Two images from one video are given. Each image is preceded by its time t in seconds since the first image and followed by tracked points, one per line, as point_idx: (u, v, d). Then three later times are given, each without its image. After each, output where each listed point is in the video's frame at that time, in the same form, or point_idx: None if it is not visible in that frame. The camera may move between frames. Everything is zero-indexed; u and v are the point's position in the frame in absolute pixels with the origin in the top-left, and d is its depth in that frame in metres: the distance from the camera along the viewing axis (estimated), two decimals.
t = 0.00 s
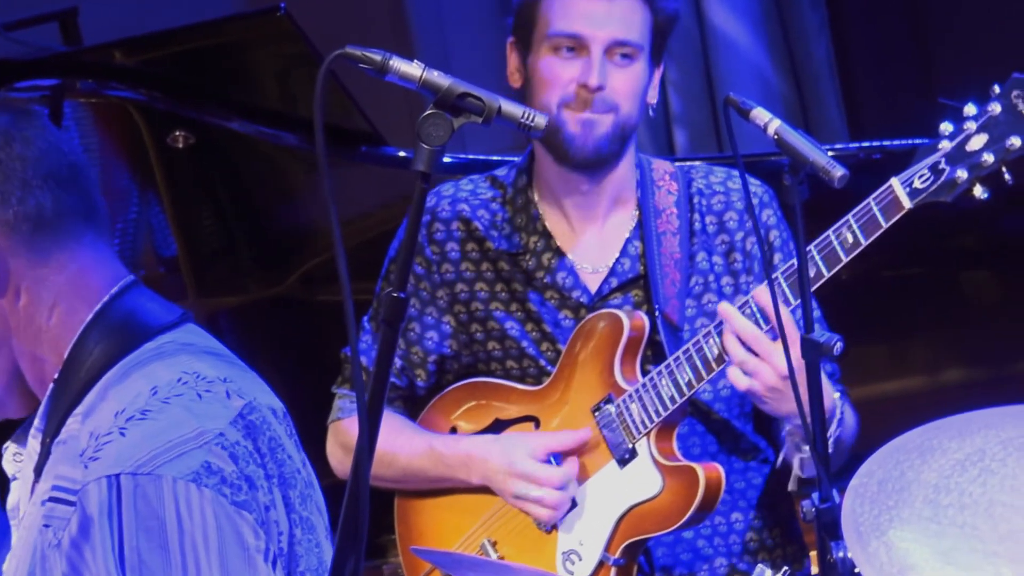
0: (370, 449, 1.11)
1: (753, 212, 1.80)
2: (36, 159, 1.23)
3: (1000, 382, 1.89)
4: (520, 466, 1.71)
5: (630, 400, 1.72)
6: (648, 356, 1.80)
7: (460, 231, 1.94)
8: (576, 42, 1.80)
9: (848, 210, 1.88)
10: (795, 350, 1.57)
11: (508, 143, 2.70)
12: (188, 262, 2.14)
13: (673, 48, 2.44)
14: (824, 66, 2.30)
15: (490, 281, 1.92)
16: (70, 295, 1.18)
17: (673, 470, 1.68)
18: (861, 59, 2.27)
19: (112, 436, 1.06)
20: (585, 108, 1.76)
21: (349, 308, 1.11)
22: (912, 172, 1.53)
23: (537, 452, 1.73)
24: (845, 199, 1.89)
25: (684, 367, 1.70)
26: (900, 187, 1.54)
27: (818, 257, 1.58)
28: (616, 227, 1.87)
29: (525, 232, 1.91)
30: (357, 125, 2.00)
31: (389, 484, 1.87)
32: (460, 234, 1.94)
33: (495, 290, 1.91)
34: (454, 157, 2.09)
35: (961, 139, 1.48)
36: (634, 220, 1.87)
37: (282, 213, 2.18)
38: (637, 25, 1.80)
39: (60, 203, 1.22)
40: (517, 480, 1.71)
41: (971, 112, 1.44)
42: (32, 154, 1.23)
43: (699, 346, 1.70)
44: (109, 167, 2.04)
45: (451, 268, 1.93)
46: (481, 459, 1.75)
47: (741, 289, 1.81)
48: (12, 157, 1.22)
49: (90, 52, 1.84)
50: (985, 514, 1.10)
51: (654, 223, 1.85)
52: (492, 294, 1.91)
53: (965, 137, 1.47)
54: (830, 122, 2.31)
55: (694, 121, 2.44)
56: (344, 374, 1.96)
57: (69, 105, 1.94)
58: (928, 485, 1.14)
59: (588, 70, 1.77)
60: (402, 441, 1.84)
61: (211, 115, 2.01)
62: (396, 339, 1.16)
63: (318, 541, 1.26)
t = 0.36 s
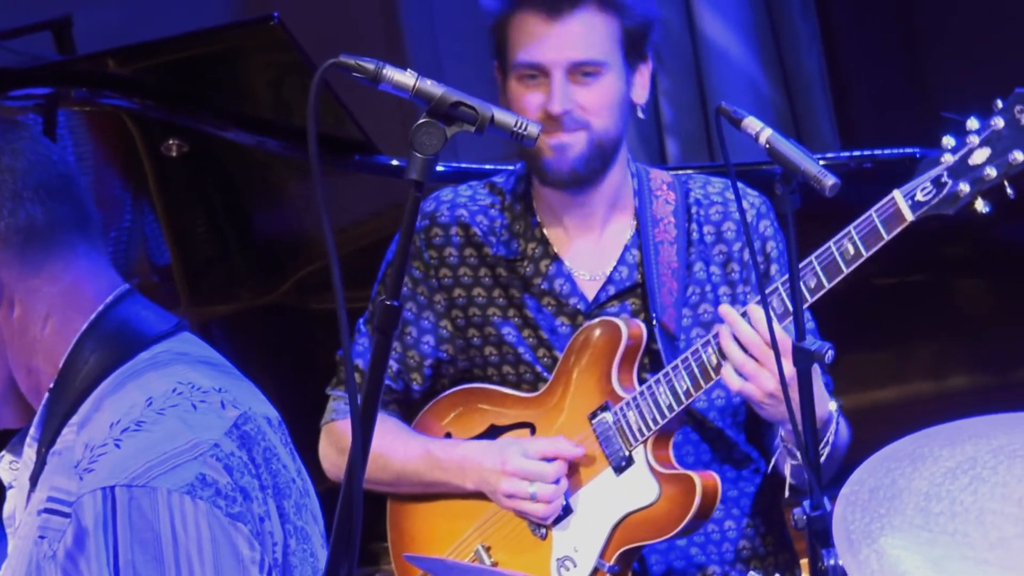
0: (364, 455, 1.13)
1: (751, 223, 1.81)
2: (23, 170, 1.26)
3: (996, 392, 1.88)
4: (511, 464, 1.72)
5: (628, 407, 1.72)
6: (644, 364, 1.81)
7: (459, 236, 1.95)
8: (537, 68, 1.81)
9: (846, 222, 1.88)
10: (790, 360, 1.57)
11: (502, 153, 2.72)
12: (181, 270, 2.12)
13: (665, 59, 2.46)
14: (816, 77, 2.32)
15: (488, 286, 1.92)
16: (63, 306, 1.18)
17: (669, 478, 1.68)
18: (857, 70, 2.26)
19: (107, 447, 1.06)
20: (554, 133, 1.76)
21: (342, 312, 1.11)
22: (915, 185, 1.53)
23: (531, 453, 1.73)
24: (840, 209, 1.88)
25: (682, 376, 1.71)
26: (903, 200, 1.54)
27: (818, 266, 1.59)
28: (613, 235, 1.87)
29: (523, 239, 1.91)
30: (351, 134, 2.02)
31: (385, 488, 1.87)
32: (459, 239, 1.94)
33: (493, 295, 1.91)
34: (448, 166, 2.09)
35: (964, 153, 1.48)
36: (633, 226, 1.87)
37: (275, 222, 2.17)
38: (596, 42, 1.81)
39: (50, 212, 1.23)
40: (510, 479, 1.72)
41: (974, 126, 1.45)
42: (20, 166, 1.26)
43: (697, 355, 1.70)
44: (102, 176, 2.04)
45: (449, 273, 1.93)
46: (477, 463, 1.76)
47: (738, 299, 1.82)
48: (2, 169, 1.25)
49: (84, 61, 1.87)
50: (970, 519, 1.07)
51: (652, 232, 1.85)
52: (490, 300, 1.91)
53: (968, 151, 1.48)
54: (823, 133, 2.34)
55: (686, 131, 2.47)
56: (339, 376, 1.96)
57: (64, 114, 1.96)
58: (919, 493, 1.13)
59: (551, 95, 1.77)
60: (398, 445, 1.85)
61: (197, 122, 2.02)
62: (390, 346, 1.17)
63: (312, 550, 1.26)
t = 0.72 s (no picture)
0: (365, 463, 1.12)
1: (752, 232, 1.81)
2: (23, 178, 1.25)
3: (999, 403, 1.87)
4: (511, 475, 1.72)
5: (629, 416, 1.72)
6: (646, 375, 1.82)
7: (460, 246, 1.95)
8: (513, 84, 1.81)
9: (846, 232, 1.86)
10: (791, 368, 1.57)
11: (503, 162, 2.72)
12: (182, 279, 2.11)
13: (666, 66, 2.46)
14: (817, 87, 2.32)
15: (489, 296, 1.92)
16: (65, 314, 1.18)
17: (670, 487, 1.68)
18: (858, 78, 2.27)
19: (107, 458, 1.06)
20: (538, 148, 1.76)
21: (344, 326, 1.11)
22: (915, 193, 1.53)
23: (532, 464, 1.73)
24: (840, 220, 1.87)
25: (683, 385, 1.70)
26: (903, 208, 1.54)
27: (819, 275, 1.60)
28: (613, 245, 1.87)
29: (523, 249, 1.91)
30: (354, 143, 2.04)
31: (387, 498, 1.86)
32: (461, 249, 1.94)
33: (495, 305, 1.91)
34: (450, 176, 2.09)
35: (965, 161, 1.48)
36: (633, 237, 1.87)
37: (277, 229, 2.18)
38: (570, 52, 1.80)
39: (49, 218, 1.23)
40: (510, 491, 1.72)
41: (975, 135, 1.45)
42: (20, 173, 1.25)
43: (699, 363, 1.70)
44: (103, 183, 2.02)
45: (451, 283, 1.94)
46: (477, 472, 1.76)
47: (739, 308, 1.81)
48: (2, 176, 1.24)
49: (85, 68, 1.90)
50: (956, 524, 1.18)
51: (653, 242, 1.85)
52: (493, 308, 1.91)
53: (968, 159, 1.48)
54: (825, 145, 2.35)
55: (688, 142, 2.47)
56: (341, 388, 1.96)
57: (66, 121, 1.97)
58: (920, 506, 1.23)
59: (530, 110, 1.78)
60: (399, 455, 1.84)
61: (200, 131, 2.01)
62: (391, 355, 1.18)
63: (312, 561, 1.26)
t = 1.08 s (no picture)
0: (372, 476, 1.13)
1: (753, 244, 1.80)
2: (35, 187, 1.23)
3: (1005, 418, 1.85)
4: (504, 490, 1.71)
5: (629, 429, 1.71)
6: (647, 388, 1.80)
7: (461, 260, 1.94)
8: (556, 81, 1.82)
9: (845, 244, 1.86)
10: (795, 382, 1.56)
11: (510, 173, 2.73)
12: (188, 288, 2.13)
13: (673, 79, 2.45)
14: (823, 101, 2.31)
15: (491, 310, 1.91)
16: (68, 323, 1.18)
17: (672, 500, 1.68)
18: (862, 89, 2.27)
19: (106, 468, 1.06)
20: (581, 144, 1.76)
21: (350, 335, 1.13)
22: (914, 205, 1.53)
23: (528, 481, 1.71)
24: (843, 232, 1.86)
25: (684, 398, 1.70)
26: (902, 220, 1.54)
27: (819, 287, 1.59)
28: (616, 257, 1.87)
29: (525, 263, 1.91)
30: (362, 154, 2.03)
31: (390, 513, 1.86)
32: (461, 263, 1.94)
33: (496, 319, 1.90)
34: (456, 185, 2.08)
35: (964, 173, 1.48)
36: (633, 249, 1.87)
37: (282, 240, 2.18)
38: (614, 52, 1.82)
39: (60, 229, 1.22)
40: (501, 505, 1.71)
41: (974, 147, 1.44)
42: (33, 181, 1.23)
43: (700, 375, 1.70)
44: (110, 193, 2.03)
45: (453, 297, 1.93)
46: (479, 486, 1.74)
47: (741, 320, 1.80)
48: (14, 183, 1.21)
49: (95, 78, 1.90)
50: (960, 535, 1.20)
51: (653, 254, 1.85)
52: (494, 323, 1.90)
53: (968, 171, 1.47)
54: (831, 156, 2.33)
55: (695, 154, 2.46)
56: (343, 401, 1.96)
57: (72, 130, 1.95)
58: (926, 519, 1.25)
59: (574, 105, 1.78)
60: (403, 469, 1.84)
61: (206, 138, 2.02)
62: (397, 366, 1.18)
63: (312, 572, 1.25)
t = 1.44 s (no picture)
0: (376, 486, 1.14)
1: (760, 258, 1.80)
2: (31, 200, 1.24)
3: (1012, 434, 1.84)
4: (517, 504, 1.71)
5: (634, 440, 1.71)
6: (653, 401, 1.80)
7: (469, 272, 1.94)
8: (537, 114, 1.80)
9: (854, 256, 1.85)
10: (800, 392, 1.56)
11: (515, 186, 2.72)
12: (193, 299, 2.15)
13: (678, 92, 2.47)
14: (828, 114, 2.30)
15: (499, 322, 1.91)
16: (68, 333, 1.19)
17: (674, 510, 1.68)
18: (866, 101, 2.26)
19: (108, 477, 1.06)
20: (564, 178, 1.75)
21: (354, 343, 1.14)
22: (920, 217, 1.53)
23: (539, 491, 1.72)
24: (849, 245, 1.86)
25: (689, 409, 1.69)
26: (909, 232, 1.54)
27: (824, 299, 1.60)
28: (623, 271, 1.87)
29: (533, 275, 1.91)
30: (367, 166, 2.03)
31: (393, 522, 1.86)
32: (470, 275, 1.94)
33: (504, 331, 1.90)
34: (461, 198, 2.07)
35: (970, 185, 1.46)
36: (639, 267, 1.87)
37: (288, 249, 2.18)
38: (594, 83, 1.81)
39: (57, 239, 1.22)
40: (516, 519, 1.71)
41: (980, 159, 1.43)
42: (30, 194, 1.24)
43: (705, 388, 1.69)
44: (115, 204, 2.04)
45: (460, 309, 1.93)
46: (483, 497, 1.75)
47: (748, 334, 1.80)
48: (11, 197, 1.23)
49: (97, 90, 1.89)
50: (962, 546, 1.22)
51: (660, 267, 1.84)
52: (502, 334, 1.91)
53: (974, 184, 1.46)
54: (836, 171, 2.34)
55: (700, 167, 2.46)
56: (350, 410, 1.97)
57: (78, 142, 1.95)
58: (929, 532, 1.26)
59: (555, 141, 1.77)
60: (407, 479, 1.83)
61: (215, 152, 2.03)
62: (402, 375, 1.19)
63: None
